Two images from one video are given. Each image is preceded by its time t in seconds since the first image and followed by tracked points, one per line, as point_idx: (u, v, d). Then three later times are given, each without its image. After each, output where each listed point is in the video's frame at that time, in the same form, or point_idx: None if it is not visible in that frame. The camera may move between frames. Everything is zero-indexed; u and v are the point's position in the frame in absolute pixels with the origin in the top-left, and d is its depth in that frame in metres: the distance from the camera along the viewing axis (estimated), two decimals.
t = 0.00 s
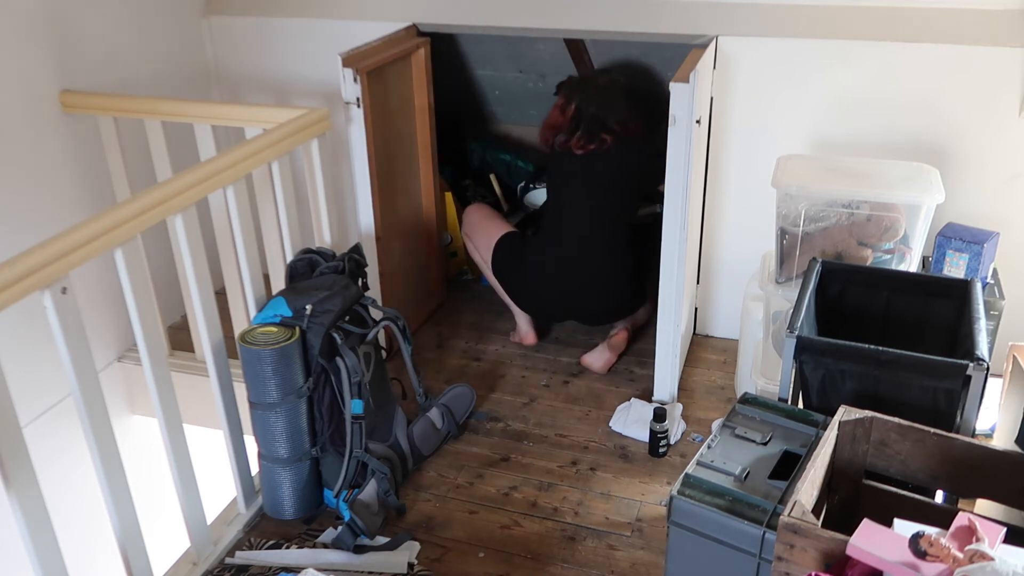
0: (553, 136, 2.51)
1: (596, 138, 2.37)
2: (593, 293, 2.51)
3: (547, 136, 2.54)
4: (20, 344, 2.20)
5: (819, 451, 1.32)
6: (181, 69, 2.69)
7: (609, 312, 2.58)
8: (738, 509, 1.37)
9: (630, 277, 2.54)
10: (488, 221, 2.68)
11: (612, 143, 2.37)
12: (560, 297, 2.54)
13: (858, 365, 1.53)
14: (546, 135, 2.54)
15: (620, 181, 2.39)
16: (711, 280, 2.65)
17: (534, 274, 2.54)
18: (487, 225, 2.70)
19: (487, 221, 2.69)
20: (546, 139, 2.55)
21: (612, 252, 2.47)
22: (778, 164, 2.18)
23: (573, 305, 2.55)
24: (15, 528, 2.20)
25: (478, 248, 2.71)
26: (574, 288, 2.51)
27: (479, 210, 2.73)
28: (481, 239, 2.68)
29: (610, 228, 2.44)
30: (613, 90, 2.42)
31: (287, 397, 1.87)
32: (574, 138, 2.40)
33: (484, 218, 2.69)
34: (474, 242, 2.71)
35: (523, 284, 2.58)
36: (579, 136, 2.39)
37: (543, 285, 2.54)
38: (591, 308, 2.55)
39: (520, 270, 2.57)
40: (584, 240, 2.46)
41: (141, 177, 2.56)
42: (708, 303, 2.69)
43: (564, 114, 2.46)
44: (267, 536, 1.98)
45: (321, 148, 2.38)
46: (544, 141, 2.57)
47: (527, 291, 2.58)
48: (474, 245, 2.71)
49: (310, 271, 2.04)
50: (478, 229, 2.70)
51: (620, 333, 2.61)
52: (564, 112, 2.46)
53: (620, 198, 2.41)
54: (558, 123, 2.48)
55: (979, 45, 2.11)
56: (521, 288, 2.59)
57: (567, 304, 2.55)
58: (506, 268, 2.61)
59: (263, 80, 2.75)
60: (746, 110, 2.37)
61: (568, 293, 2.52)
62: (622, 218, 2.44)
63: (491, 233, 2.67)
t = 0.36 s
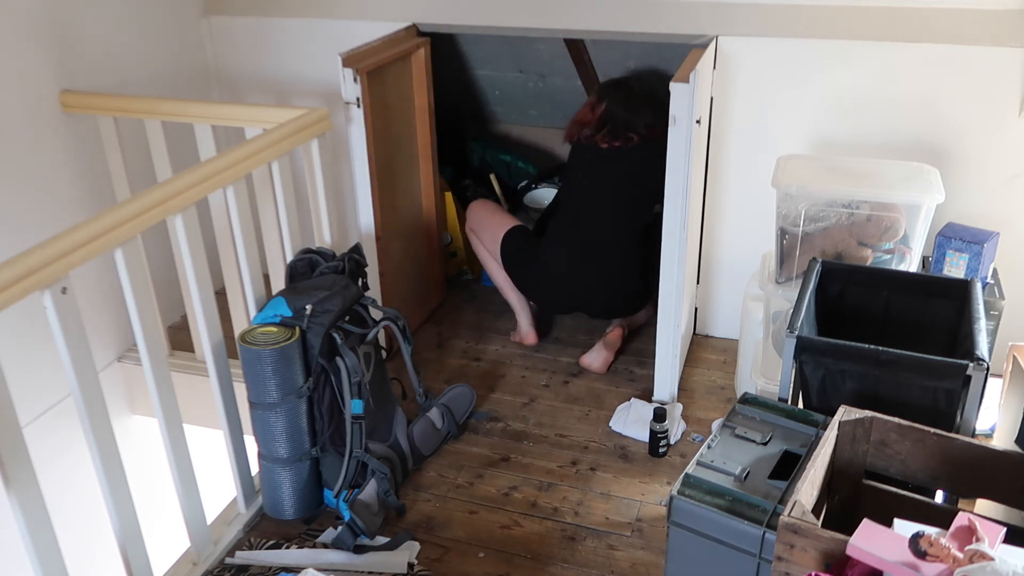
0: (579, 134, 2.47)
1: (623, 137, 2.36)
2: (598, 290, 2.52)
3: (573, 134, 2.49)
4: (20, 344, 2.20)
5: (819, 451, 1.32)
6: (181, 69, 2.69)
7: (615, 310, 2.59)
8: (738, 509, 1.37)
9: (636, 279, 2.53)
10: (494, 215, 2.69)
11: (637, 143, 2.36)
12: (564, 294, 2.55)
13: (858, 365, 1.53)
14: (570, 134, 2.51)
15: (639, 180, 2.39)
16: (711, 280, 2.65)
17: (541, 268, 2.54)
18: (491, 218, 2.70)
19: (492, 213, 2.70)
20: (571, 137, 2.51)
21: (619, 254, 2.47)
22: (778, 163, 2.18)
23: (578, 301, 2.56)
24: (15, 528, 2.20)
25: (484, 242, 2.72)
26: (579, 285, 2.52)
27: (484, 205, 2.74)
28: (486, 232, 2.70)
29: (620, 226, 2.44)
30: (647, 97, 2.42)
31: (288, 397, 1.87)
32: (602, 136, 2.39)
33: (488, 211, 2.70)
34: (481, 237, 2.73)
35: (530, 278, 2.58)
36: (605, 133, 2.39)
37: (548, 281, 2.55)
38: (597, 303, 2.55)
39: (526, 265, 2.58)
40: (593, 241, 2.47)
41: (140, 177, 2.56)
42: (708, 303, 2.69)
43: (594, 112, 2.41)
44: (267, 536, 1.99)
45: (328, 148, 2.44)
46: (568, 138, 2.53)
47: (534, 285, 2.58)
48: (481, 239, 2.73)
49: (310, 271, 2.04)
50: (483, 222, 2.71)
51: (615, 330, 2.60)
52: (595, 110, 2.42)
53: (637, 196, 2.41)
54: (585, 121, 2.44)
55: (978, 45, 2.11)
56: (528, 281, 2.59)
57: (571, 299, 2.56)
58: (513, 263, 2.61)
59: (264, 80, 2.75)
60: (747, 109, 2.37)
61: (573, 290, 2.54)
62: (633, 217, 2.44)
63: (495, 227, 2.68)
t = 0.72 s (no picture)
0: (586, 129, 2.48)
1: (630, 137, 2.36)
2: (598, 290, 2.52)
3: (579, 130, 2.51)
4: (19, 344, 2.20)
5: (819, 451, 1.32)
6: (181, 69, 2.69)
7: (615, 310, 2.59)
8: (738, 509, 1.37)
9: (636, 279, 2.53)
10: (495, 214, 2.70)
11: (644, 143, 2.36)
12: (565, 293, 2.56)
13: (858, 365, 1.53)
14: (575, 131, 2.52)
15: (645, 181, 2.39)
16: (711, 280, 2.65)
17: (541, 266, 2.55)
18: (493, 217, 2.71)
19: (495, 212, 2.71)
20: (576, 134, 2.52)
21: (620, 255, 2.47)
22: (778, 163, 2.18)
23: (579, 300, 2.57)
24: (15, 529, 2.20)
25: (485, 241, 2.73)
26: (579, 284, 2.52)
27: (485, 204, 2.75)
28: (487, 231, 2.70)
29: (623, 225, 2.45)
30: (657, 101, 2.42)
31: (288, 397, 1.87)
32: (608, 133, 2.38)
33: (490, 210, 2.71)
34: (482, 236, 2.73)
35: (530, 276, 2.59)
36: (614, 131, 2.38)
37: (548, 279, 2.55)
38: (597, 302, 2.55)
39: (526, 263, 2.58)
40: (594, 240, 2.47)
41: (140, 177, 2.56)
42: (708, 303, 2.69)
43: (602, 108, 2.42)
44: (267, 536, 1.98)
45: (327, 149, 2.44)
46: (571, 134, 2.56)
47: (534, 283, 2.59)
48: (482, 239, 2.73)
49: (310, 271, 2.04)
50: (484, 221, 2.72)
51: (608, 326, 2.63)
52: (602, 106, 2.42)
53: (642, 196, 2.41)
54: (593, 117, 2.44)
55: (979, 45, 2.11)
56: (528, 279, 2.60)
57: (571, 298, 2.57)
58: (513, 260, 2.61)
59: (264, 80, 2.75)
60: (747, 109, 2.37)
61: (574, 289, 2.54)
62: (634, 217, 2.44)
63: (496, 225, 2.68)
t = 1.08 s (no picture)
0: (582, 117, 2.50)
1: (628, 133, 2.36)
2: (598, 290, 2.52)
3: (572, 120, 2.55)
4: (20, 344, 2.20)
5: (819, 451, 1.32)
6: (181, 69, 2.69)
7: (615, 309, 2.59)
8: (738, 509, 1.37)
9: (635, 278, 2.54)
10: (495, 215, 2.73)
11: (639, 139, 2.36)
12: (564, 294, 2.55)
13: (858, 365, 1.53)
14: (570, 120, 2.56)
15: (645, 179, 2.38)
16: (711, 280, 2.65)
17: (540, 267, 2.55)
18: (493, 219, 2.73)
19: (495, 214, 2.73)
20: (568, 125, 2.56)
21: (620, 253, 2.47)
22: (778, 164, 2.18)
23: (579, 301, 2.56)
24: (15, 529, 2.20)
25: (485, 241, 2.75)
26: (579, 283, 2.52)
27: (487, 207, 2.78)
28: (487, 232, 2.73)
29: (622, 224, 2.44)
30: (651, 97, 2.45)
31: (288, 397, 1.87)
32: (609, 126, 2.37)
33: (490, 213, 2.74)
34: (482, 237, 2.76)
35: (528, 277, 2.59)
36: (615, 127, 2.37)
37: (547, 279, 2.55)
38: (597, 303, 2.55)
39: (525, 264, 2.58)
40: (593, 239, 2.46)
41: (140, 176, 2.56)
42: (708, 303, 2.69)
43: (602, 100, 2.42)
44: (267, 536, 1.98)
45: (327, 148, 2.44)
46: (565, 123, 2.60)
47: (533, 283, 2.59)
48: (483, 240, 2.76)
49: (310, 271, 2.04)
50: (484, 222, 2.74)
51: (605, 325, 2.61)
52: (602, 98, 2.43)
53: (642, 195, 2.40)
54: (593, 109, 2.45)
55: (979, 45, 2.11)
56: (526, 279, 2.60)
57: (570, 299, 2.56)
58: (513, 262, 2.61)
59: (264, 80, 2.75)
60: (747, 109, 2.37)
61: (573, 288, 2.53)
62: (634, 215, 2.44)
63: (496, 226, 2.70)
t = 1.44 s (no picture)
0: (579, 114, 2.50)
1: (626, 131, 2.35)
2: (597, 290, 2.52)
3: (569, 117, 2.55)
4: (20, 344, 2.20)
5: (819, 451, 1.32)
6: (181, 69, 2.69)
7: (614, 308, 2.59)
8: (738, 509, 1.37)
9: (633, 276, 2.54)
10: (495, 216, 2.73)
11: (636, 136, 2.35)
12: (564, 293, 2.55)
13: (858, 365, 1.53)
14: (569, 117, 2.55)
15: (644, 178, 2.38)
16: (711, 280, 2.65)
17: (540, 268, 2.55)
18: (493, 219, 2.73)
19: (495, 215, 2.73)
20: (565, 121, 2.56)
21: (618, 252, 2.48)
22: (778, 163, 2.18)
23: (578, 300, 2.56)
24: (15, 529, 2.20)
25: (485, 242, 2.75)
26: (579, 283, 2.52)
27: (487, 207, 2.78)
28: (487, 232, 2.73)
29: (621, 223, 2.45)
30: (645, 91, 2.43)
31: (288, 397, 1.87)
32: (606, 124, 2.36)
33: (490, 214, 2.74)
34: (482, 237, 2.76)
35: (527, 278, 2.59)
36: (614, 125, 2.35)
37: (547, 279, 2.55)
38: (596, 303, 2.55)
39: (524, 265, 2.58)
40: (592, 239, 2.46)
41: (140, 176, 2.56)
42: (708, 303, 2.69)
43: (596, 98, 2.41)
44: (267, 536, 1.98)
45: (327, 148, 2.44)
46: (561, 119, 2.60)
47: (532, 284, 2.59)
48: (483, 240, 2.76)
49: (310, 271, 2.04)
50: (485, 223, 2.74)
51: (604, 324, 2.60)
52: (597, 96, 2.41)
53: (640, 194, 2.40)
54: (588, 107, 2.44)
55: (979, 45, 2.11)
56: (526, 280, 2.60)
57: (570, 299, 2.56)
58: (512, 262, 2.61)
59: (264, 79, 2.75)
60: (747, 109, 2.37)
61: (572, 288, 2.53)
62: (633, 215, 2.44)
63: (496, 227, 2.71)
